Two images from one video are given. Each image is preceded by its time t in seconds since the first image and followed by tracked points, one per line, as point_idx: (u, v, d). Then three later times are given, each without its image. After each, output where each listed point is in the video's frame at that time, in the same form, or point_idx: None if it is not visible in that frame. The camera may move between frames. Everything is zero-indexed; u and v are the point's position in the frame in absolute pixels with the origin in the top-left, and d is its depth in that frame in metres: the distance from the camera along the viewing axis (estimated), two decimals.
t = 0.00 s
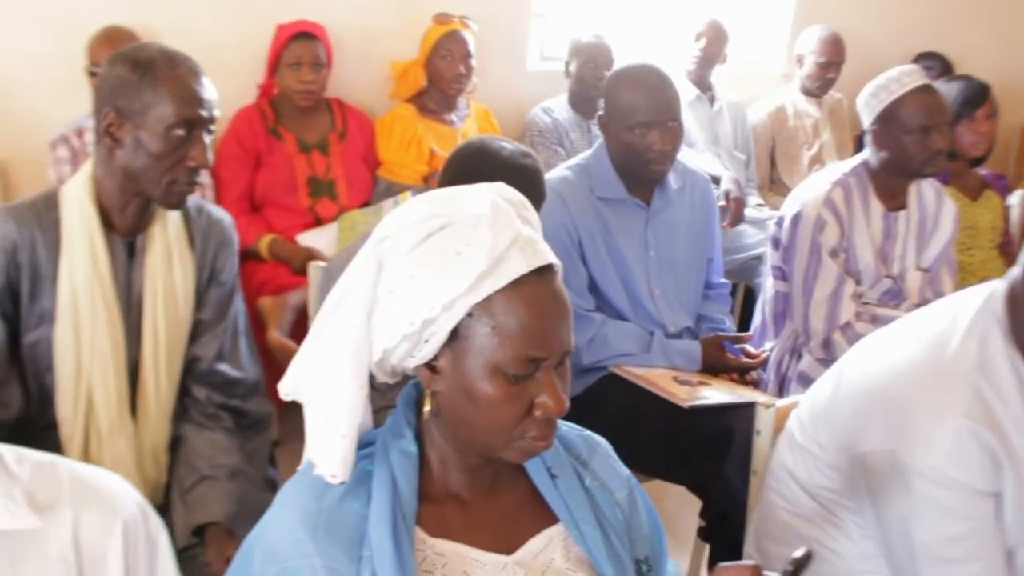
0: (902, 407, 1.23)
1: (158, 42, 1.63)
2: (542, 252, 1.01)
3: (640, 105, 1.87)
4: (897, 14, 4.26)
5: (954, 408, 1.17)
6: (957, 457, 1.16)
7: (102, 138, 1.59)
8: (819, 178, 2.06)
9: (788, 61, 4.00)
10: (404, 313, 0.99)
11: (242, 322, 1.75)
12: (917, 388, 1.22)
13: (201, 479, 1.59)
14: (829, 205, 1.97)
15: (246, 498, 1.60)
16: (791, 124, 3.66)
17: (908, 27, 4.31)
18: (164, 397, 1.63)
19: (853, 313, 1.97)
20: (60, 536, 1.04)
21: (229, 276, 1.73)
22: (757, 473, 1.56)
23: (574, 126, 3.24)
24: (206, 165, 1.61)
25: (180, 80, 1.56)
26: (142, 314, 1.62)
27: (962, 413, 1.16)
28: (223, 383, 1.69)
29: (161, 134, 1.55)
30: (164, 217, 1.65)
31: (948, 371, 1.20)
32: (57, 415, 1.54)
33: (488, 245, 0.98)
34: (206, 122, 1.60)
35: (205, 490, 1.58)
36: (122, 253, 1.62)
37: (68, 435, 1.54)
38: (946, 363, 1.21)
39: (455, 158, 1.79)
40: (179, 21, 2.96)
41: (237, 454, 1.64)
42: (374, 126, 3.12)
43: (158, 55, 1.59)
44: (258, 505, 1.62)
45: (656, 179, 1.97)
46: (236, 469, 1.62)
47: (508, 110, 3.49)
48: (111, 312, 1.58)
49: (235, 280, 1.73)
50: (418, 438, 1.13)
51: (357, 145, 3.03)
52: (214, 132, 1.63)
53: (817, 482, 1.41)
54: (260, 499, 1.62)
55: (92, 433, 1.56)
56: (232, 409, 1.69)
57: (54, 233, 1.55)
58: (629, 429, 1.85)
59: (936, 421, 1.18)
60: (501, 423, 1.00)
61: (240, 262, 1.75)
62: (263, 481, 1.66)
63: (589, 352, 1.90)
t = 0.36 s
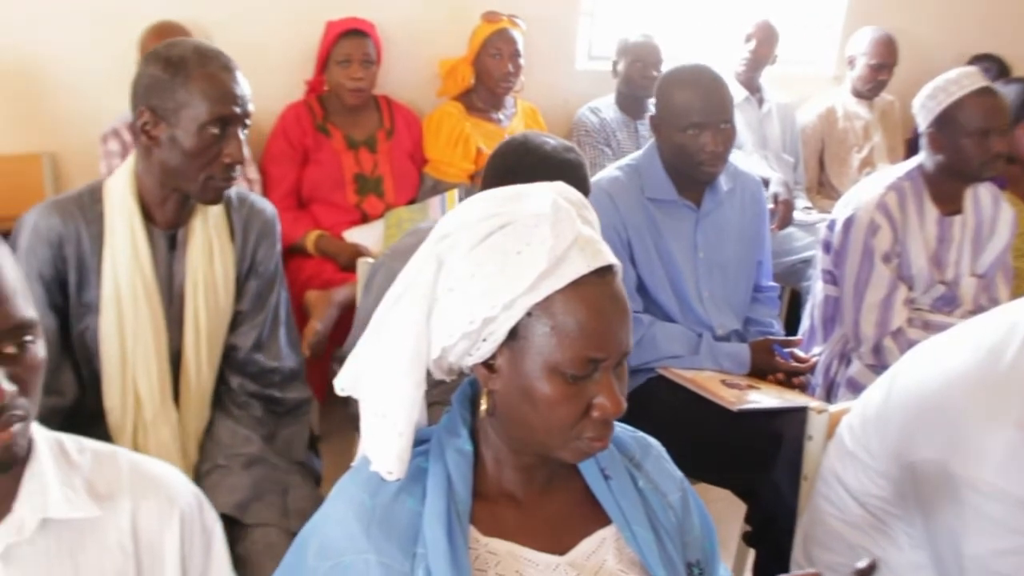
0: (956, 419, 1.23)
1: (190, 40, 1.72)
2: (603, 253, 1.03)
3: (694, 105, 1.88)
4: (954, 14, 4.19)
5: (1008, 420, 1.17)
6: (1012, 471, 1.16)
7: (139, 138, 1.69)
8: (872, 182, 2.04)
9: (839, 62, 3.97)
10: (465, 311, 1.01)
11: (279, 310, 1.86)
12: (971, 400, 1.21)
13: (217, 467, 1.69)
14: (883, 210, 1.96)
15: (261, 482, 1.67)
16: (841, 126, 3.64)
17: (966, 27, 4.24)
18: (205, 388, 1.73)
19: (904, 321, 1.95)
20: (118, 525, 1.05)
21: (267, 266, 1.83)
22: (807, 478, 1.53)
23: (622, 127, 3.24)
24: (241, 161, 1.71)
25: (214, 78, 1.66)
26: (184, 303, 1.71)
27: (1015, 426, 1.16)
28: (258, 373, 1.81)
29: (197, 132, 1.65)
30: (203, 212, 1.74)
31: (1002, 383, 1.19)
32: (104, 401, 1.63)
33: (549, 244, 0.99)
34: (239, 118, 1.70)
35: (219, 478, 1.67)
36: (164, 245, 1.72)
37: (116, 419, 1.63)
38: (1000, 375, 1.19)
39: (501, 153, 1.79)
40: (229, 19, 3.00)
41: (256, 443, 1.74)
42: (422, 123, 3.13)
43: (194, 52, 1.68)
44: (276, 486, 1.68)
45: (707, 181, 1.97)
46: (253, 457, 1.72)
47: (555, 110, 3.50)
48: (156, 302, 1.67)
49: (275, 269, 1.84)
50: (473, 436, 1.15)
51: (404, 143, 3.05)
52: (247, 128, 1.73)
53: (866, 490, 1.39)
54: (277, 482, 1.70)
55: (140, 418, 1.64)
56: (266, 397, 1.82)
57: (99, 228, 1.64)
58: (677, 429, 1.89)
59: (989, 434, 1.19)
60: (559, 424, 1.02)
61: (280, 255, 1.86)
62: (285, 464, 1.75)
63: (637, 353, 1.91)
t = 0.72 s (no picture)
0: (1016, 427, 1.21)
1: (181, 38, 1.89)
2: (661, 255, 1.05)
3: (743, 105, 1.88)
4: (1010, 14, 4.12)
5: None
6: None
7: (149, 133, 1.86)
8: (925, 178, 2.03)
9: (888, 63, 3.95)
10: (521, 312, 1.04)
11: (300, 288, 2.01)
12: None
13: (239, 446, 1.85)
14: (935, 208, 1.96)
15: (278, 463, 1.82)
16: (889, 127, 3.60)
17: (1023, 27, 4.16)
18: (233, 366, 1.89)
19: (957, 322, 1.97)
20: (174, 521, 1.06)
21: (285, 245, 1.97)
22: (858, 485, 1.52)
23: (667, 127, 3.24)
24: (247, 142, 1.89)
25: (210, 69, 1.83)
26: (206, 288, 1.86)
27: None
28: (284, 351, 1.97)
29: (204, 119, 1.83)
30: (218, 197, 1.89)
31: None
32: (138, 385, 1.78)
33: (609, 244, 1.02)
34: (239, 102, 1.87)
35: (246, 458, 1.83)
36: (182, 234, 1.86)
37: (147, 401, 1.78)
38: None
39: (545, 151, 1.78)
40: (273, 20, 3.12)
41: (279, 422, 1.90)
42: (467, 123, 3.17)
43: (190, 48, 1.85)
44: (300, 462, 1.84)
45: (756, 182, 1.96)
46: (273, 438, 1.87)
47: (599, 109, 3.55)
48: (178, 290, 1.81)
49: (293, 249, 1.98)
50: (527, 438, 1.16)
51: (448, 142, 3.09)
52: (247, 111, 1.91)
53: (918, 497, 1.37)
54: (302, 457, 1.86)
55: (170, 397, 1.78)
56: (293, 374, 1.97)
57: (118, 222, 1.78)
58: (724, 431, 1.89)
59: None
60: (614, 424, 1.04)
61: (298, 236, 2.00)
62: (309, 441, 1.91)
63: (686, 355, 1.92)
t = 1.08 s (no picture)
0: None
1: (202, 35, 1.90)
2: (708, 259, 1.07)
3: (783, 108, 1.87)
4: None
5: None
6: None
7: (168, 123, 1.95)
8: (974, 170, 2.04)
9: (927, 64, 3.91)
10: (567, 314, 1.06)
11: (337, 290, 2.02)
12: None
13: (273, 446, 1.86)
14: (982, 195, 1.97)
15: (312, 463, 1.85)
16: (929, 129, 3.58)
17: None
18: (269, 368, 1.90)
19: (1005, 313, 1.96)
20: (218, 519, 1.07)
21: (322, 246, 1.98)
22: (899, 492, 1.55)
23: (703, 130, 3.22)
24: (217, 134, 1.82)
25: (201, 61, 1.82)
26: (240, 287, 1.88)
27: None
28: (320, 353, 1.99)
29: (173, 108, 1.84)
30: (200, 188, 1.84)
31: None
32: (172, 381, 1.82)
33: (653, 250, 1.04)
34: (214, 97, 1.82)
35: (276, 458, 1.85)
36: (217, 231, 1.89)
37: (180, 396, 1.82)
38: None
39: (578, 154, 1.76)
40: (308, 20, 3.18)
41: (313, 425, 1.92)
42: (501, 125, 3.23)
43: (196, 44, 1.87)
44: (334, 462, 1.88)
45: (794, 185, 1.96)
46: (306, 440, 1.89)
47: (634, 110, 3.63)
48: (211, 287, 1.84)
49: (330, 250, 1.99)
50: (569, 440, 1.17)
51: (482, 144, 3.15)
52: (232, 108, 1.84)
53: (964, 504, 1.35)
54: (336, 458, 1.89)
55: (201, 394, 1.82)
56: (327, 378, 1.99)
57: (154, 218, 1.82)
58: (762, 434, 1.89)
59: None
60: (659, 429, 1.06)
61: (336, 237, 2.02)
62: (344, 443, 1.94)
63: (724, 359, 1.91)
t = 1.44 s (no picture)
0: None
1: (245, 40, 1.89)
2: (750, 264, 1.07)
3: (820, 110, 1.86)
4: None
5: None
6: None
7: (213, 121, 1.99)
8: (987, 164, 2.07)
9: (964, 67, 3.90)
10: (609, 316, 1.07)
11: (373, 298, 2.03)
12: None
13: (305, 450, 1.89)
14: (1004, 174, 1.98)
15: (344, 470, 1.88)
16: (965, 133, 3.58)
17: None
18: (301, 373, 1.91)
19: None
20: (256, 516, 1.07)
21: (359, 253, 1.99)
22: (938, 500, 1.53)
23: (737, 133, 3.22)
24: (223, 138, 1.81)
25: (230, 66, 1.83)
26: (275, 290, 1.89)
27: None
28: (354, 360, 1.99)
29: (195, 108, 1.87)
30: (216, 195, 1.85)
31: None
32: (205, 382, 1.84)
33: (692, 263, 1.04)
34: (223, 103, 1.82)
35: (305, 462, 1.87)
36: (254, 232, 1.89)
37: (212, 396, 1.83)
38: None
39: (612, 155, 1.75)
40: (341, 21, 3.20)
41: (346, 430, 1.93)
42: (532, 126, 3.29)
43: (228, 52, 1.87)
44: (367, 467, 1.91)
45: (831, 189, 1.95)
46: (339, 444, 1.91)
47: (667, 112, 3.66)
48: (246, 289, 1.85)
49: (368, 257, 2.00)
50: (607, 441, 1.19)
51: (514, 146, 3.21)
52: (242, 114, 1.82)
53: (1004, 513, 1.33)
54: (367, 463, 1.92)
55: (232, 394, 1.83)
56: (361, 385, 1.99)
57: (193, 216, 1.84)
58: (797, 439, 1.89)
59: None
60: (698, 433, 1.07)
61: (375, 245, 2.02)
62: (376, 449, 1.96)
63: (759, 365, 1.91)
